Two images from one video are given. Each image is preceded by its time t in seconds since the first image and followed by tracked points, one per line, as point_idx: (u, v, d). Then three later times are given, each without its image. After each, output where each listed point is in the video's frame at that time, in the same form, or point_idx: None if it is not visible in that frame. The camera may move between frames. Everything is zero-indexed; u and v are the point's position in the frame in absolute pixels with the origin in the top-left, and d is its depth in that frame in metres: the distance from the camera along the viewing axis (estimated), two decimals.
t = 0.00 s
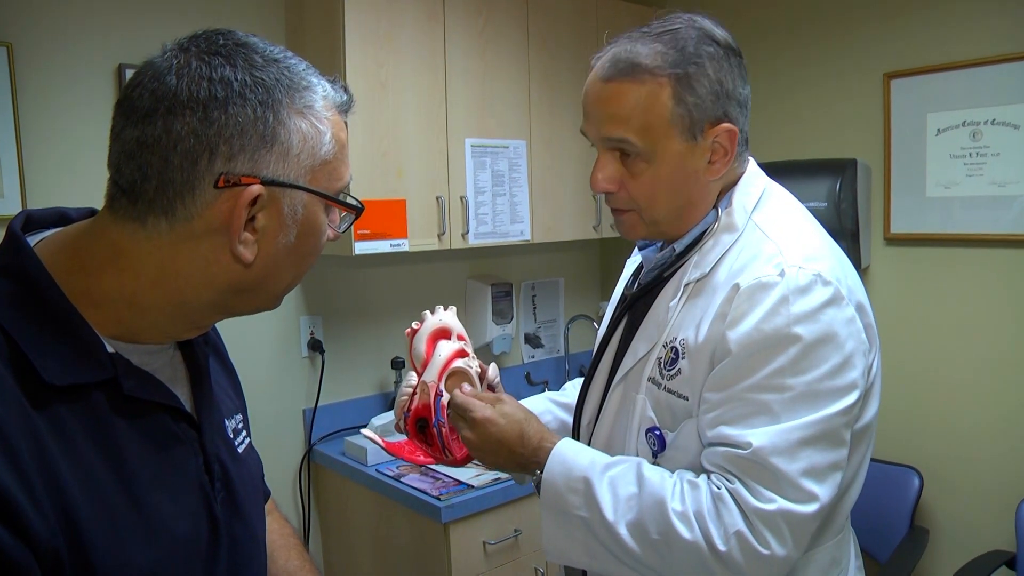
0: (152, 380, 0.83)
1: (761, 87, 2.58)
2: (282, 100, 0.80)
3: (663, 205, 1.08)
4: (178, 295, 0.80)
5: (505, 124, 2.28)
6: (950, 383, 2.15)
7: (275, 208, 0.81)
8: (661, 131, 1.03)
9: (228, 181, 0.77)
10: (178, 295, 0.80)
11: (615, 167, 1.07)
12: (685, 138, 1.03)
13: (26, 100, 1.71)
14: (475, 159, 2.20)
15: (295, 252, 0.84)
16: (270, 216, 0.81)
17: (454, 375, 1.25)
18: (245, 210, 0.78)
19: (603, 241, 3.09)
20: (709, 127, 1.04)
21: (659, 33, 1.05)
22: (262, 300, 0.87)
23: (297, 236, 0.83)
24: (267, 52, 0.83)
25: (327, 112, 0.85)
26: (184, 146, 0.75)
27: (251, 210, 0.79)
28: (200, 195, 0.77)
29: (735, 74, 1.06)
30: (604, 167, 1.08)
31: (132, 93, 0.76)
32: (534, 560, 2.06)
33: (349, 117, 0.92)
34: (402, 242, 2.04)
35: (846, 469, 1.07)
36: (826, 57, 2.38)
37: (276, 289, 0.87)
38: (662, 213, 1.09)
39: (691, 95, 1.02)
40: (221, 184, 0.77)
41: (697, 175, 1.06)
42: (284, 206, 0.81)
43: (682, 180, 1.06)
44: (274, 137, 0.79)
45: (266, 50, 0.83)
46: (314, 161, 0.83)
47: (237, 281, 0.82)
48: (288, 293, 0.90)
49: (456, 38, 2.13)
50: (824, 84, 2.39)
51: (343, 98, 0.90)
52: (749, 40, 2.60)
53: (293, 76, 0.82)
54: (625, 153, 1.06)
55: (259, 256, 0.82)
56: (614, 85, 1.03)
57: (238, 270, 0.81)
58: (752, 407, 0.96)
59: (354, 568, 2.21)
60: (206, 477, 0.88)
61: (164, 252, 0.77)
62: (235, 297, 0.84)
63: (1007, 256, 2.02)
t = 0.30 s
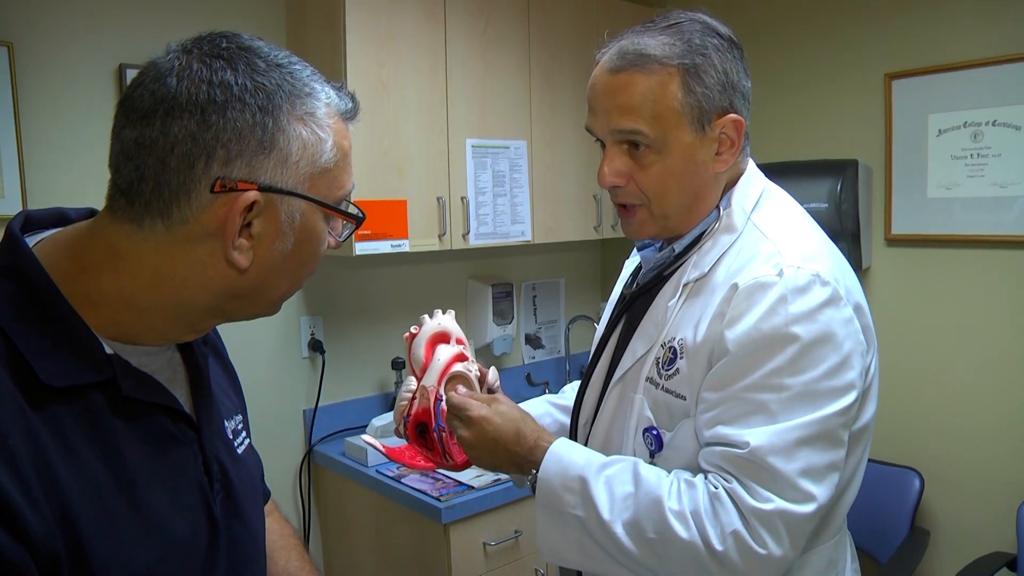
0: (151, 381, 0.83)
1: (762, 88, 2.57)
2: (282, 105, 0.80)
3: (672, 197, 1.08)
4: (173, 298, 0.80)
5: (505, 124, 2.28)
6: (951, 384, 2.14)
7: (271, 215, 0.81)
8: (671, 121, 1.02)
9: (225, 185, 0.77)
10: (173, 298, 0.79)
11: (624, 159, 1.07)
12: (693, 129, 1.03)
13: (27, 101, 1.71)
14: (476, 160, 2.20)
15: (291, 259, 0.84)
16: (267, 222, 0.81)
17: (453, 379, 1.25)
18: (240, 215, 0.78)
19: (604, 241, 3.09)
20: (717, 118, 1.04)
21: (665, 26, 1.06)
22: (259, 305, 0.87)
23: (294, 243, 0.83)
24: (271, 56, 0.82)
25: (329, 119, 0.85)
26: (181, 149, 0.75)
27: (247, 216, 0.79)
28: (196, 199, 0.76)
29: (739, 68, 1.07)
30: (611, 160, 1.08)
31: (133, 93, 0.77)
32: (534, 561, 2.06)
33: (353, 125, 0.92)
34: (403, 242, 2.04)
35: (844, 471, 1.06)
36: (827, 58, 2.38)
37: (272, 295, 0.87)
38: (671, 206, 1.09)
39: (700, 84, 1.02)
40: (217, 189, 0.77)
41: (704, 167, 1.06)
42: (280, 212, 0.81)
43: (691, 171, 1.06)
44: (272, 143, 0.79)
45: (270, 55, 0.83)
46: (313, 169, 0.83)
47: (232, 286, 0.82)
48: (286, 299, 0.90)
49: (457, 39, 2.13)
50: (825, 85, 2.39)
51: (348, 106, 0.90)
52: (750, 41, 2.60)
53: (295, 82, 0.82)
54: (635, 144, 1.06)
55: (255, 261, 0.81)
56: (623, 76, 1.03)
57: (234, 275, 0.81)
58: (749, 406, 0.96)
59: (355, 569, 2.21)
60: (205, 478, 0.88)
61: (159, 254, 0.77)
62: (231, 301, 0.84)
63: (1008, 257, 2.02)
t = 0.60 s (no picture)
0: (149, 383, 0.83)
1: (760, 91, 2.58)
2: (280, 106, 0.80)
3: (668, 201, 1.08)
4: (170, 299, 0.80)
5: (505, 127, 2.28)
6: (949, 386, 2.15)
7: (269, 215, 0.81)
8: (664, 126, 1.03)
9: (222, 186, 0.77)
10: (170, 299, 0.80)
11: (619, 165, 1.08)
12: (687, 133, 1.04)
13: (28, 103, 1.72)
14: (476, 162, 2.21)
15: (288, 260, 0.84)
16: (264, 223, 0.81)
17: (449, 384, 1.25)
18: (237, 216, 0.79)
19: (603, 244, 3.10)
20: (711, 122, 1.05)
21: (657, 32, 1.06)
22: (256, 307, 0.87)
23: (291, 244, 0.84)
24: (268, 57, 0.83)
25: (327, 120, 0.85)
26: (179, 149, 0.76)
27: (243, 216, 0.80)
28: (193, 199, 0.77)
29: (733, 70, 1.08)
30: (607, 166, 1.09)
31: (130, 93, 0.77)
32: (533, 563, 2.06)
33: (350, 126, 0.92)
34: (402, 245, 2.04)
35: (841, 473, 1.07)
36: (825, 61, 2.39)
37: (269, 297, 0.87)
38: (667, 209, 1.09)
39: (692, 89, 1.03)
40: (214, 188, 0.77)
41: (700, 170, 1.07)
42: (278, 213, 0.81)
43: (685, 175, 1.06)
44: (269, 143, 0.80)
45: (267, 55, 0.83)
46: (311, 169, 0.83)
47: (229, 286, 0.82)
48: (283, 301, 0.90)
49: (457, 41, 2.14)
50: (823, 88, 2.40)
51: (344, 107, 0.91)
52: (749, 44, 2.61)
53: (292, 82, 0.83)
54: (629, 149, 1.06)
55: (252, 262, 0.82)
56: (615, 83, 1.04)
57: (230, 276, 0.81)
58: (745, 408, 0.96)
59: (354, 571, 2.21)
60: (203, 479, 0.88)
61: (156, 255, 0.78)
62: (227, 302, 0.84)
63: (1006, 261, 2.03)
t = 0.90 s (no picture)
0: (142, 383, 0.83)
1: (759, 92, 2.59)
2: (272, 102, 0.80)
3: (664, 202, 1.09)
4: (164, 297, 0.80)
5: (504, 127, 2.29)
6: (947, 387, 2.15)
7: (262, 212, 0.81)
8: (659, 127, 1.04)
9: (215, 182, 0.77)
10: (163, 297, 0.80)
11: (615, 167, 1.09)
12: (682, 134, 1.04)
13: (28, 103, 1.72)
14: (475, 162, 2.21)
15: (282, 257, 0.85)
16: (258, 220, 0.81)
17: (445, 385, 1.26)
18: (231, 213, 0.79)
19: (602, 244, 3.10)
20: (706, 122, 1.05)
21: (650, 34, 1.07)
22: (250, 304, 0.87)
23: (285, 241, 0.84)
24: (261, 53, 0.83)
25: (320, 116, 0.85)
26: (171, 146, 0.76)
27: (237, 213, 0.80)
28: (186, 197, 0.77)
29: (727, 70, 1.08)
30: (602, 169, 1.09)
31: (122, 91, 0.77)
32: (531, 563, 2.06)
33: (343, 121, 0.92)
34: (401, 245, 2.04)
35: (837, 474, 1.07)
36: (824, 61, 2.39)
37: (263, 293, 0.87)
38: (663, 211, 1.10)
39: (687, 91, 1.03)
40: (207, 185, 0.77)
41: (695, 171, 1.07)
42: (271, 210, 0.81)
43: (681, 177, 1.07)
44: (262, 140, 0.80)
45: (260, 52, 0.83)
46: (304, 165, 0.83)
47: (223, 284, 0.82)
48: (277, 298, 0.90)
49: (456, 42, 2.14)
50: (822, 89, 2.40)
51: (338, 103, 0.91)
52: (748, 45, 2.62)
53: (285, 78, 0.83)
54: (624, 151, 1.07)
55: (246, 259, 0.82)
56: (609, 85, 1.04)
57: (224, 274, 0.81)
58: (742, 409, 0.97)
59: (353, 571, 2.21)
60: (197, 478, 0.88)
61: (150, 252, 0.78)
62: (222, 300, 0.84)
63: (1004, 262, 2.03)
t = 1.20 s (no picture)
0: (137, 383, 0.83)
1: (760, 93, 2.59)
2: (264, 103, 0.79)
3: (654, 208, 1.09)
4: (159, 299, 0.79)
5: (505, 127, 2.29)
6: (948, 388, 2.15)
7: (256, 213, 0.80)
8: (645, 138, 1.04)
9: (208, 185, 0.77)
10: (158, 298, 0.79)
11: (605, 175, 1.09)
12: (670, 143, 1.04)
13: (30, 103, 1.72)
14: (476, 163, 2.22)
15: (277, 257, 0.84)
16: (252, 221, 0.80)
17: (446, 384, 1.26)
18: (225, 215, 0.78)
19: (603, 245, 3.10)
20: (695, 130, 1.05)
21: (641, 41, 1.06)
22: (246, 305, 0.87)
23: (281, 241, 0.83)
24: (253, 52, 0.82)
25: (314, 115, 0.84)
26: (163, 149, 0.75)
27: (231, 215, 0.79)
28: (180, 199, 0.76)
29: (720, 76, 1.07)
30: (594, 176, 1.10)
31: (114, 92, 0.76)
32: (532, 564, 2.06)
33: (339, 119, 0.91)
34: (402, 245, 2.05)
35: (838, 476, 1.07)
36: (825, 62, 2.39)
37: (259, 293, 0.86)
38: (655, 217, 1.10)
39: (674, 100, 1.03)
40: (200, 188, 0.76)
41: (685, 178, 1.07)
42: (266, 211, 0.81)
43: (670, 184, 1.07)
44: (255, 141, 0.79)
45: (252, 50, 0.82)
46: (299, 165, 0.82)
47: (218, 285, 0.81)
48: (274, 297, 0.90)
49: (457, 42, 2.14)
50: (823, 90, 2.40)
51: (333, 101, 0.90)
52: (749, 46, 2.62)
53: (278, 78, 0.82)
54: (612, 160, 1.08)
55: (241, 261, 0.81)
56: (598, 95, 1.05)
57: (219, 275, 0.81)
58: (745, 413, 0.97)
59: (354, 571, 2.21)
60: (195, 479, 0.89)
61: (143, 255, 0.77)
62: (217, 300, 0.84)
63: (1005, 263, 2.03)
